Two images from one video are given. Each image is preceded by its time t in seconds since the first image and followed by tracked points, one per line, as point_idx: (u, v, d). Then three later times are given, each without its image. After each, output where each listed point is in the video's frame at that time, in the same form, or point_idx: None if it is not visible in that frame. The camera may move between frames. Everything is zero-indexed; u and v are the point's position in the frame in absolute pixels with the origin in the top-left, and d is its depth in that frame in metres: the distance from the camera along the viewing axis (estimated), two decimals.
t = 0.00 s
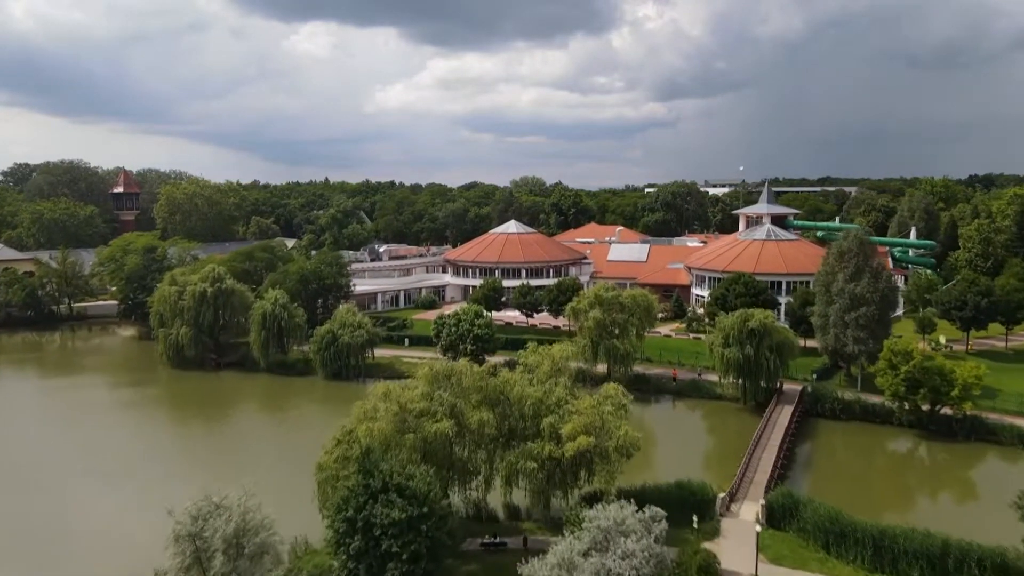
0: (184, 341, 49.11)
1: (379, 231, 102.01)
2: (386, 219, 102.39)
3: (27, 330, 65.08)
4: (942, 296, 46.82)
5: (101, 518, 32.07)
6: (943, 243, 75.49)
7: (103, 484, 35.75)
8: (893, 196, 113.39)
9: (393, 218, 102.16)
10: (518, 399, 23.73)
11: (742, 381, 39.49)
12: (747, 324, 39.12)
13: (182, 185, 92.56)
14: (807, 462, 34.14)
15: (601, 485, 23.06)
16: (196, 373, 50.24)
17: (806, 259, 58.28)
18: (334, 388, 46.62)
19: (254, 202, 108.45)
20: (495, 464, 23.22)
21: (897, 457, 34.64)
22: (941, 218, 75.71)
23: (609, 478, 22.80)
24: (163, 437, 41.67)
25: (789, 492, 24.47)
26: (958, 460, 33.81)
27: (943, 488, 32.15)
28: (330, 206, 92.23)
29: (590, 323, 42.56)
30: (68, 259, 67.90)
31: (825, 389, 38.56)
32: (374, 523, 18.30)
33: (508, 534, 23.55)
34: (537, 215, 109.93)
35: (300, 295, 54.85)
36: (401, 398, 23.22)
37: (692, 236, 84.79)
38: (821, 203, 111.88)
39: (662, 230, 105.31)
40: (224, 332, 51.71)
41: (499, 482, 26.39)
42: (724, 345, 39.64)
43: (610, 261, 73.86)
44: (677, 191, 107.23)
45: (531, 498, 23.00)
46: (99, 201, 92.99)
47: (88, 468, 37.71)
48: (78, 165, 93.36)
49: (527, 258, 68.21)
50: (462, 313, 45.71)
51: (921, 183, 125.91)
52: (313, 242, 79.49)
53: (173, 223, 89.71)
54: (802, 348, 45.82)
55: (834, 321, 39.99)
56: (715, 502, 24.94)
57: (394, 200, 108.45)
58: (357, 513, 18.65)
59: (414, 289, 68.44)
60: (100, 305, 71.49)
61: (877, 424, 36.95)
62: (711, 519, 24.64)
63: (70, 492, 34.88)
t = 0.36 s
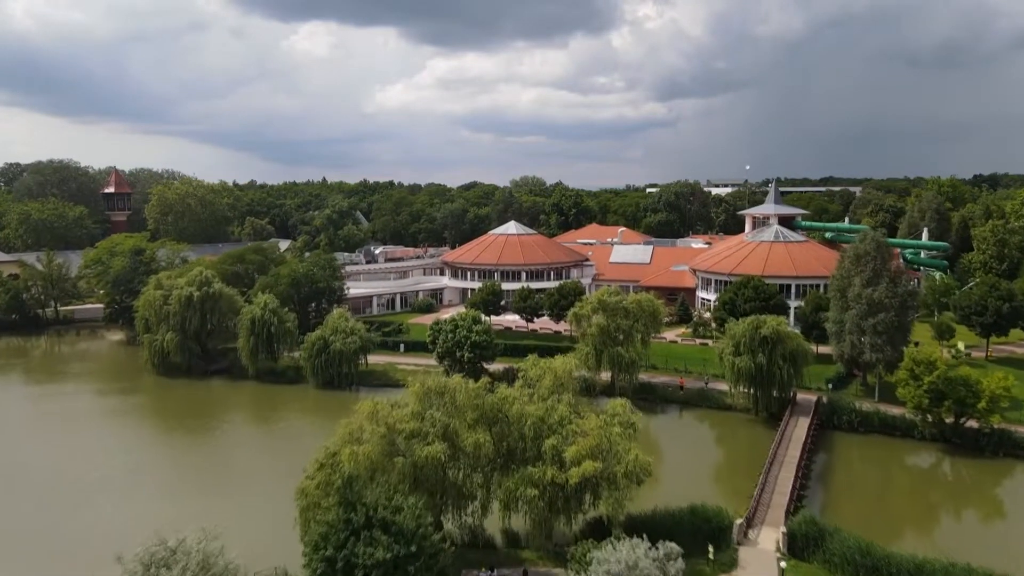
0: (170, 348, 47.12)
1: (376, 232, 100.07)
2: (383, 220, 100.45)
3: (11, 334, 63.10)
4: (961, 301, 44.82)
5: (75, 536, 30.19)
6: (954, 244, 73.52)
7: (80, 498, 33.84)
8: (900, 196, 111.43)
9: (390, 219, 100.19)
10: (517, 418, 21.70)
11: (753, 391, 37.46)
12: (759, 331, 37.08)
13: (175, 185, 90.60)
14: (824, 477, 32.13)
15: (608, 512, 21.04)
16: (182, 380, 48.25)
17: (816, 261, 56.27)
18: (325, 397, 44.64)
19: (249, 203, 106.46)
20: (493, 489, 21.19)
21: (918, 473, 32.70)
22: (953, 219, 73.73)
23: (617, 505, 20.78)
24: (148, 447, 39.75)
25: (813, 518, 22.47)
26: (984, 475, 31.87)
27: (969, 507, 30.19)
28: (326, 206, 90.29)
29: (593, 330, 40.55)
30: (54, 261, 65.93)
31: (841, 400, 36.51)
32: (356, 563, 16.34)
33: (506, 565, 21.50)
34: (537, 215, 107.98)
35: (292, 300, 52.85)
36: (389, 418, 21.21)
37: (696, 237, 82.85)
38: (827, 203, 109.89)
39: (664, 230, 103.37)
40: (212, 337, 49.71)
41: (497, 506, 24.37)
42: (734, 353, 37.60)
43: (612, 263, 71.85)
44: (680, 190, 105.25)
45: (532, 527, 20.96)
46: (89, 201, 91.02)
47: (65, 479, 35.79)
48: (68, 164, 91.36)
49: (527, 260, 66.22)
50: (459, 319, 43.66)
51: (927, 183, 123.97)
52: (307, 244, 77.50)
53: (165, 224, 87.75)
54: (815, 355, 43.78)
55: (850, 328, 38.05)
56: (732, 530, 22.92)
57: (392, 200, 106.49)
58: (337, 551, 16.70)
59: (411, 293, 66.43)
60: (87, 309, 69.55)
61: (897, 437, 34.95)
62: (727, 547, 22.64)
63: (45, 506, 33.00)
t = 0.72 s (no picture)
0: (154, 355, 45.22)
1: (373, 233, 98.21)
2: (380, 220, 98.51)
3: None
4: (981, 306, 42.81)
5: (41, 557, 28.14)
6: (966, 246, 71.51)
7: (51, 514, 31.79)
8: (907, 196, 109.43)
9: (387, 220, 98.34)
10: (515, 441, 19.66)
11: (766, 402, 35.49)
12: (772, 340, 35.13)
13: (167, 185, 88.76)
14: (844, 495, 30.10)
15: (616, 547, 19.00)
16: (167, 388, 46.33)
17: (826, 264, 54.30)
18: (316, 407, 42.62)
19: (244, 204, 104.48)
20: (489, 521, 19.13)
21: (943, 490, 30.68)
22: (965, 220, 71.71)
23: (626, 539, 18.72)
24: (128, 460, 37.71)
25: (840, 550, 20.48)
26: (1014, 494, 29.84)
27: (999, 527, 28.16)
28: (322, 207, 88.38)
29: (597, 337, 38.64)
30: (40, 264, 64.05)
31: (860, 413, 34.51)
32: None
33: None
34: (538, 216, 106.09)
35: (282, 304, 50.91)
36: (374, 443, 19.20)
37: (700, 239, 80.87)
38: (833, 204, 107.94)
39: (667, 231, 101.47)
40: (198, 344, 47.78)
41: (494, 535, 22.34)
42: (746, 363, 35.60)
43: (615, 265, 69.88)
44: (683, 191, 103.30)
45: (532, 563, 18.88)
46: (80, 201, 89.21)
47: (38, 493, 33.78)
48: (58, 164, 89.49)
49: (527, 262, 64.26)
50: (456, 326, 41.61)
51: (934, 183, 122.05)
52: (301, 246, 75.62)
53: (157, 225, 85.91)
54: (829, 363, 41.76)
55: (868, 336, 36.04)
56: (751, 562, 20.88)
57: (390, 200, 104.64)
58: None
59: (408, 296, 64.49)
60: (74, 312, 67.67)
61: (919, 453, 32.95)
62: None
63: (13, 522, 30.99)
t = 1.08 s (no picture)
0: (136, 363, 43.21)
1: (370, 234, 96.23)
2: (377, 221, 96.39)
3: None
4: (1004, 312, 40.75)
5: None
6: (979, 247, 69.48)
7: (20, 538, 29.52)
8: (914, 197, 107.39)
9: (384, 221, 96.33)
10: (513, 471, 17.66)
11: (780, 416, 33.37)
12: (787, 349, 33.05)
13: (158, 185, 86.74)
14: (868, 515, 28.00)
15: None
16: (150, 397, 44.30)
17: (838, 267, 52.26)
18: (306, 418, 40.58)
19: (237, 204, 102.39)
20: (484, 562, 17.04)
21: (973, 511, 28.62)
22: (978, 221, 69.66)
23: None
24: (106, 476, 35.46)
25: None
26: None
27: None
28: (317, 207, 86.38)
29: (601, 346, 36.66)
30: (23, 266, 62.03)
31: (881, 427, 32.47)
32: None
33: None
34: (538, 217, 104.08)
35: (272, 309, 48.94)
36: (355, 474, 17.14)
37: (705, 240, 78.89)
38: (839, 204, 105.90)
39: (669, 232, 99.47)
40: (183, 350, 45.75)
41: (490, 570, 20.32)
42: (759, 374, 33.47)
43: (617, 267, 67.86)
44: (686, 190, 101.27)
45: None
46: (69, 202, 87.20)
47: (9, 509, 31.84)
48: (46, 164, 87.47)
49: (526, 264, 62.24)
50: (452, 333, 39.56)
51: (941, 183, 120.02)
52: (294, 247, 73.61)
53: (148, 225, 83.91)
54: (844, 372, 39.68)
55: (887, 343, 34.03)
56: None
57: (387, 200, 102.64)
58: None
59: (403, 300, 62.49)
60: (59, 316, 65.65)
61: (945, 470, 30.93)
62: None
63: None
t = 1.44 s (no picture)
0: (116, 372, 41.21)
1: (367, 236, 94.25)
2: (374, 222, 94.22)
3: None
4: None
5: None
6: (993, 250, 67.40)
7: None
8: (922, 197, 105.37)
9: (381, 221, 94.31)
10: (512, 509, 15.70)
11: (797, 432, 31.22)
12: (804, 360, 30.94)
13: (149, 185, 84.74)
14: (897, 539, 25.87)
15: None
16: (131, 407, 42.26)
17: (850, 270, 50.21)
18: (294, 430, 38.50)
19: (231, 204, 100.36)
20: None
21: (1006, 535, 26.59)
22: (992, 222, 67.57)
23: None
24: (84, 488, 33.71)
25: None
26: None
27: None
28: (312, 208, 84.40)
29: (605, 355, 34.67)
30: (6, 269, 60.03)
31: (904, 443, 30.38)
32: None
33: None
34: (538, 218, 102.08)
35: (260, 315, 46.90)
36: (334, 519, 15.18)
37: (709, 241, 76.87)
38: (845, 205, 103.85)
39: (672, 233, 97.47)
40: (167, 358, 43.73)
41: None
42: (773, 386, 31.32)
43: (620, 269, 65.85)
44: (690, 191, 99.28)
45: None
46: (58, 202, 85.23)
47: None
48: (35, 163, 85.48)
49: (526, 267, 60.22)
50: (447, 341, 37.48)
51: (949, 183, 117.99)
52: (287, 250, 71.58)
53: (138, 227, 81.92)
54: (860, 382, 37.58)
55: (910, 353, 31.97)
56: None
57: (384, 200, 100.66)
58: None
59: (399, 304, 60.47)
60: (44, 320, 63.65)
61: (974, 491, 28.84)
62: None
63: None
